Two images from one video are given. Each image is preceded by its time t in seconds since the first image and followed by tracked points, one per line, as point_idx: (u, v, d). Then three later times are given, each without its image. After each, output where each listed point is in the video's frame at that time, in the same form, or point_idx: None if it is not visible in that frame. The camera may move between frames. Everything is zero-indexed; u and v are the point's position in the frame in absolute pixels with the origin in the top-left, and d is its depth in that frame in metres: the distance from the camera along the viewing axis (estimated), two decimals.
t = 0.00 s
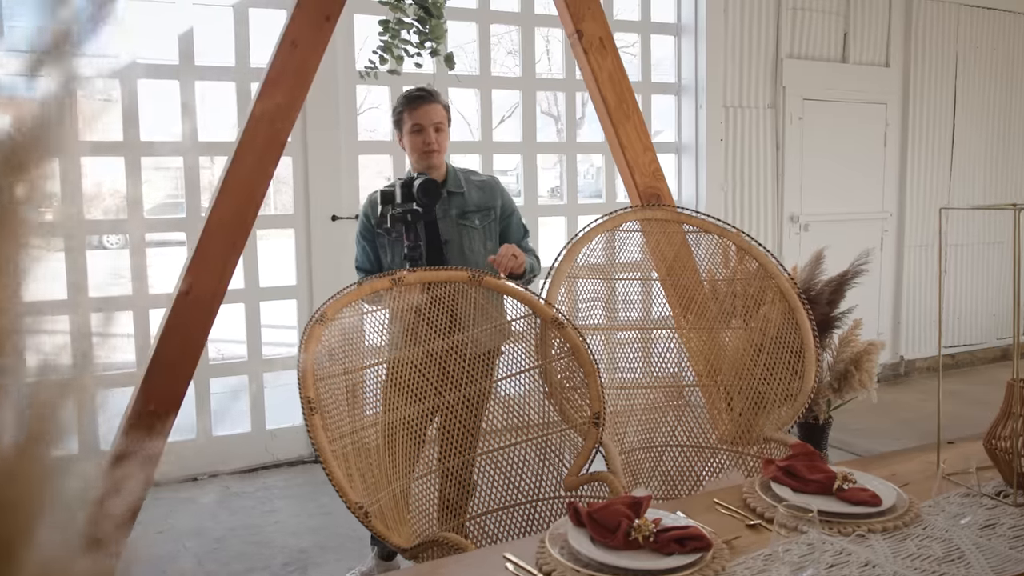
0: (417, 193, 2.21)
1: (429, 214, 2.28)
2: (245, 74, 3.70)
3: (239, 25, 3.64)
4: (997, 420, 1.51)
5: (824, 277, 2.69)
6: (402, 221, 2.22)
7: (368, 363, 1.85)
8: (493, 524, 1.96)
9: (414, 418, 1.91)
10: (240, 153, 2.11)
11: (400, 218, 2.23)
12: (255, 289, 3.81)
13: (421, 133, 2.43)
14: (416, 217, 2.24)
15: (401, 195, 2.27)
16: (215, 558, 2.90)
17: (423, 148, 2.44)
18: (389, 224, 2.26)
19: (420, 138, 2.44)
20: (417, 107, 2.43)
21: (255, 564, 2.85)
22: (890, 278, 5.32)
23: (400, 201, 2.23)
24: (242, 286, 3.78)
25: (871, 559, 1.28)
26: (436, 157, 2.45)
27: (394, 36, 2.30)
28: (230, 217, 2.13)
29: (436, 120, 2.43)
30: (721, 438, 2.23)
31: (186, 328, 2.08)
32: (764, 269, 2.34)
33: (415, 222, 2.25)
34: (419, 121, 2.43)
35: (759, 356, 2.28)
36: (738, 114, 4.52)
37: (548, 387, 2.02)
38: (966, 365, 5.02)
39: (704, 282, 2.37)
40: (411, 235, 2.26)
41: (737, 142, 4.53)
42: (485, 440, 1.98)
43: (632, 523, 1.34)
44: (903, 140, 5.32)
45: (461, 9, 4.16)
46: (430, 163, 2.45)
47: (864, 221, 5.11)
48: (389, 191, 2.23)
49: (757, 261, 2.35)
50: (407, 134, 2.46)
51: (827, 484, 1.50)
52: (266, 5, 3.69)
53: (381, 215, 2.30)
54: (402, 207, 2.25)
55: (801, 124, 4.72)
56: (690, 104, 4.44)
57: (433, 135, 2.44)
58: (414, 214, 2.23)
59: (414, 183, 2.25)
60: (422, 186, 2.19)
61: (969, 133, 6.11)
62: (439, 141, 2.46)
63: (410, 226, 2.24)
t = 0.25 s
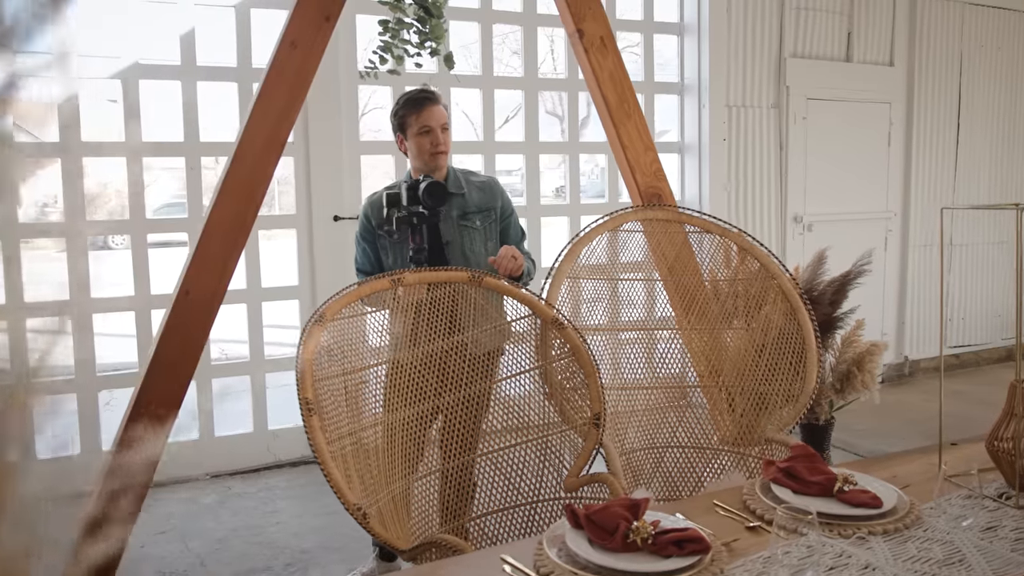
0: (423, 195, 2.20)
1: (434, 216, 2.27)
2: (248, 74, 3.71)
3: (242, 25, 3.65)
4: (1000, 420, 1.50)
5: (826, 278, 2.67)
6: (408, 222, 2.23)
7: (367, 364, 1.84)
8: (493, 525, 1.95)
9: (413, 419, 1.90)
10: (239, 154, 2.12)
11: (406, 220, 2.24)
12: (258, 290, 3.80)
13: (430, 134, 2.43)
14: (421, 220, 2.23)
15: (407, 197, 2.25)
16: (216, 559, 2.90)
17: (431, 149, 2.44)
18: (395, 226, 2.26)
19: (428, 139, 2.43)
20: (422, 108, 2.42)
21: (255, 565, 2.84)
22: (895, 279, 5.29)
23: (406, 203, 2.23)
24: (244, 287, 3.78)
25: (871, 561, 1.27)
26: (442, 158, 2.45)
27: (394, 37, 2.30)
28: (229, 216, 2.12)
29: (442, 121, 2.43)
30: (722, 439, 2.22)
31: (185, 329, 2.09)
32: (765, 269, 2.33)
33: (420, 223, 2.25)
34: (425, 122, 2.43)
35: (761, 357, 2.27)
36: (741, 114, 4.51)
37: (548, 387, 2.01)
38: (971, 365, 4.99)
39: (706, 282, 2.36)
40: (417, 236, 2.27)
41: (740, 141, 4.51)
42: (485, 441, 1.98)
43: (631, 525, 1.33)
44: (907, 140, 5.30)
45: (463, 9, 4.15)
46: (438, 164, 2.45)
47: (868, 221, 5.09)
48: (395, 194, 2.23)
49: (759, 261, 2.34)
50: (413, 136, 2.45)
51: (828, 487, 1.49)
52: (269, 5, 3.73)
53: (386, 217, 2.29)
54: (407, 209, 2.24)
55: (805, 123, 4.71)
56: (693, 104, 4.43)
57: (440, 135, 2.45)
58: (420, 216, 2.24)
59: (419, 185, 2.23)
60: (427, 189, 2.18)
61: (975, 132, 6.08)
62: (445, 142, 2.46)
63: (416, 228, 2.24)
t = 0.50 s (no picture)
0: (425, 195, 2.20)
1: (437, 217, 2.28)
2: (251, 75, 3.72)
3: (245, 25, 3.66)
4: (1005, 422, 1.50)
5: (830, 278, 2.66)
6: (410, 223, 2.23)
7: (368, 365, 1.83)
8: (495, 527, 1.94)
9: (414, 420, 1.89)
10: (240, 154, 2.12)
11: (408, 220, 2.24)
12: (261, 290, 3.80)
13: (429, 135, 2.41)
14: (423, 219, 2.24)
15: (409, 197, 2.26)
16: (219, 560, 2.90)
17: (430, 150, 2.42)
18: (397, 226, 2.27)
19: (427, 139, 2.41)
20: (421, 109, 2.40)
21: (258, 566, 2.84)
22: (900, 279, 5.28)
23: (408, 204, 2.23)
24: (247, 287, 3.79)
25: (874, 565, 1.26)
26: (442, 159, 2.43)
27: (394, 36, 2.29)
28: (229, 216, 2.12)
29: (441, 121, 2.41)
30: (726, 440, 2.21)
31: (185, 329, 2.10)
32: (769, 269, 2.32)
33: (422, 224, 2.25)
34: (424, 123, 2.41)
35: (765, 357, 2.26)
36: (746, 113, 4.49)
37: (550, 388, 2.00)
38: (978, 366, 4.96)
39: (710, 282, 2.34)
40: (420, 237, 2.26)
41: (745, 140, 4.50)
42: (487, 442, 1.97)
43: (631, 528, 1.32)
44: (913, 139, 5.28)
45: (467, 9, 4.15)
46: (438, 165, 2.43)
47: (873, 221, 5.07)
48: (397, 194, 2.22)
49: (763, 261, 2.33)
50: (412, 137, 2.43)
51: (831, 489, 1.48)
52: (273, 6, 3.74)
53: (388, 217, 2.29)
54: (409, 209, 2.25)
55: (810, 122, 4.69)
56: (698, 103, 4.41)
57: (440, 136, 2.43)
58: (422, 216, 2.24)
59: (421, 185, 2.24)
60: (429, 189, 2.18)
61: (982, 132, 6.05)
62: (444, 142, 2.44)
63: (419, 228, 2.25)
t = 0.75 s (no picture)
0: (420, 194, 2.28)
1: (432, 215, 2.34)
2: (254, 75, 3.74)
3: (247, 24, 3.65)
4: (1010, 421, 1.47)
5: (833, 278, 2.65)
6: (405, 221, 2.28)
7: (367, 365, 1.82)
8: (495, 528, 1.93)
9: (414, 421, 1.88)
10: (240, 154, 2.11)
11: (403, 218, 2.29)
12: (262, 290, 3.80)
13: (425, 134, 2.40)
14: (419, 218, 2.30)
15: (403, 196, 2.32)
16: (219, 560, 2.89)
17: (427, 149, 2.41)
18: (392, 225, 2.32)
19: (424, 139, 2.40)
20: (416, 109, 2.39)
21: (258, 567, 2.83)
22: (905, 279, 5.25)
23: (403, 203, 2.29)
24: (249, 287, 3.78)
25: (876, 567, 1.24)
26: (440, 158, 2.42)
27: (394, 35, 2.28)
28: (229, 216, 2.12)
29: (437, 120, 2.39)
30: (728, 441, 2.20)
31: (185, 328, 2.10)
32: (771, 270, 2.31)
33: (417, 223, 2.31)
34: (420, 122, 2.39)
35: (767, 358, 2.24)
36: (749, 112, 4.47)
37: (550, 389, 1.99)
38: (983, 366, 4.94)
39: (711, 282, 2.33)
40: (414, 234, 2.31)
41: (748, 140, 4.47)
42: (487, 443, 1.95)
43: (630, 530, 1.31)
44: (918, 139, 5.25)
45: (469, 8, 4.14)
46: (435, 164, 2.42)
47: (878, 221, 5.04)
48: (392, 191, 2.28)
49: (766, 261, 2.31)
50: (409, 137, 2.42)
51: (833, 491, 1.46)
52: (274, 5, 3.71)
53: (383, 216, 2.34)
54: (404, 208, 2.31)
55: (813, 122, 4.66)
56: (701, 103, 4.39)
57: (436, 135, 2.41)
58: (417, 214, 2.30)
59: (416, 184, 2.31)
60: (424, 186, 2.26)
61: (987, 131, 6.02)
62: (441, 141, 2.42)
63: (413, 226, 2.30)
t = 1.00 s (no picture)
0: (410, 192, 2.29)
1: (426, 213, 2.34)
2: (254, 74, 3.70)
3: (248, 25, 3.65)
4: (1012, 425, 1.47)
5: (835, 279, 2.64)
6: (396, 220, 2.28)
7: (365, 367, 1.81)
8: (494, 531, 1.92)
9: (413, 422, 1.87)
10: (240, 154, 2.11)
11: (394, 217, 2.29)
12: (264, 291, 3.80)
13: (423, 135, 2.39)
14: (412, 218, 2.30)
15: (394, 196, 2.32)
16: (220, 562, 2.89)
17: (425, 150, 2.40)
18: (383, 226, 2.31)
19: (421, 140, 2.39)
20: (414, 110, 2.36)
21: (259, 568, 2.83)
22: (909, 279, 5.23)
23: (394, 202, 2.29)
24: (251, 287, 3.78)
25: (876, 571, 1.23)
26: (438, 158, 2.42)
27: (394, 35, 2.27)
28: (229, 215, 2.11)
29: (436, 120, 2.37)
30: (730, 443, 2.19)
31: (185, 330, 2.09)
32: (772, 270, 2.29)
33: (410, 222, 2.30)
34: (417, 123, 2.38)
35: (769, 359, 2.23)
36: (753, 112, 4.45)
37: (550, 390, 1.98)
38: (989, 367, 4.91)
39: (712, 282, 2.32)
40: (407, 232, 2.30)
41: (751, 139, 4.46)
42: (487, 445, 1.94)
43: (628, 533, 1.30)
44: (921, 139, 5.23)
45: (471, 8, 4.13)
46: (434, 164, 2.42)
47: (882, 220, 5.02)
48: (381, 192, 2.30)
49: (767, 262, 2.30)
50: (407, 138, 2.41)
51: (833, 493, 1.45)
52: (275, 5, 3.70)
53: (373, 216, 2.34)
54: (396, 208, 2.30)
55: (817, 121, 4.64)
56: (704, 103, 4.37)
57: (434, 135, 2.40)
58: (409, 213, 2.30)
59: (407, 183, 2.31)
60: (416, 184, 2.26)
61: (993, 131, 5.99)
62: (440, 141, 2.41)
63: (405, 226, 2.30)
